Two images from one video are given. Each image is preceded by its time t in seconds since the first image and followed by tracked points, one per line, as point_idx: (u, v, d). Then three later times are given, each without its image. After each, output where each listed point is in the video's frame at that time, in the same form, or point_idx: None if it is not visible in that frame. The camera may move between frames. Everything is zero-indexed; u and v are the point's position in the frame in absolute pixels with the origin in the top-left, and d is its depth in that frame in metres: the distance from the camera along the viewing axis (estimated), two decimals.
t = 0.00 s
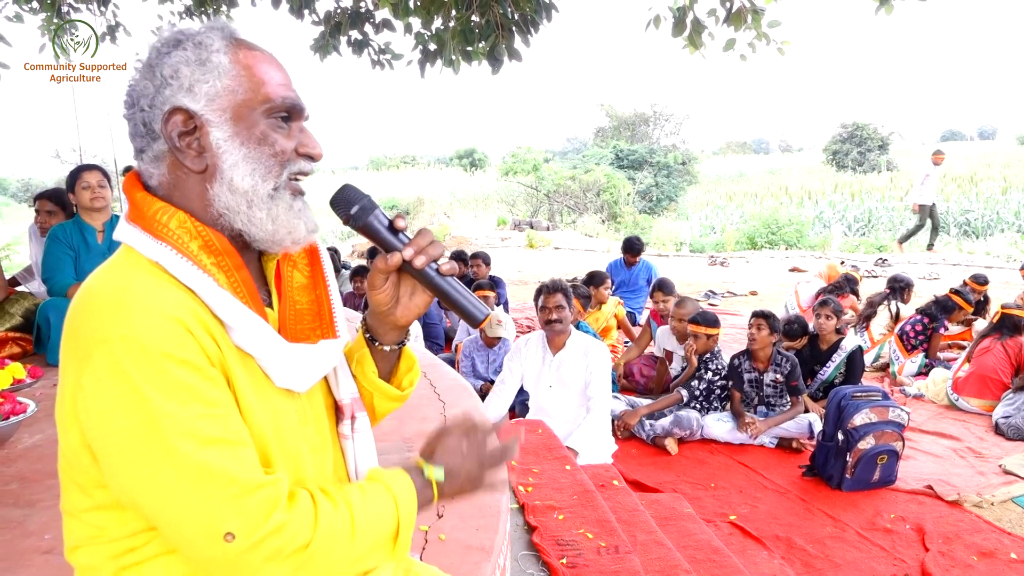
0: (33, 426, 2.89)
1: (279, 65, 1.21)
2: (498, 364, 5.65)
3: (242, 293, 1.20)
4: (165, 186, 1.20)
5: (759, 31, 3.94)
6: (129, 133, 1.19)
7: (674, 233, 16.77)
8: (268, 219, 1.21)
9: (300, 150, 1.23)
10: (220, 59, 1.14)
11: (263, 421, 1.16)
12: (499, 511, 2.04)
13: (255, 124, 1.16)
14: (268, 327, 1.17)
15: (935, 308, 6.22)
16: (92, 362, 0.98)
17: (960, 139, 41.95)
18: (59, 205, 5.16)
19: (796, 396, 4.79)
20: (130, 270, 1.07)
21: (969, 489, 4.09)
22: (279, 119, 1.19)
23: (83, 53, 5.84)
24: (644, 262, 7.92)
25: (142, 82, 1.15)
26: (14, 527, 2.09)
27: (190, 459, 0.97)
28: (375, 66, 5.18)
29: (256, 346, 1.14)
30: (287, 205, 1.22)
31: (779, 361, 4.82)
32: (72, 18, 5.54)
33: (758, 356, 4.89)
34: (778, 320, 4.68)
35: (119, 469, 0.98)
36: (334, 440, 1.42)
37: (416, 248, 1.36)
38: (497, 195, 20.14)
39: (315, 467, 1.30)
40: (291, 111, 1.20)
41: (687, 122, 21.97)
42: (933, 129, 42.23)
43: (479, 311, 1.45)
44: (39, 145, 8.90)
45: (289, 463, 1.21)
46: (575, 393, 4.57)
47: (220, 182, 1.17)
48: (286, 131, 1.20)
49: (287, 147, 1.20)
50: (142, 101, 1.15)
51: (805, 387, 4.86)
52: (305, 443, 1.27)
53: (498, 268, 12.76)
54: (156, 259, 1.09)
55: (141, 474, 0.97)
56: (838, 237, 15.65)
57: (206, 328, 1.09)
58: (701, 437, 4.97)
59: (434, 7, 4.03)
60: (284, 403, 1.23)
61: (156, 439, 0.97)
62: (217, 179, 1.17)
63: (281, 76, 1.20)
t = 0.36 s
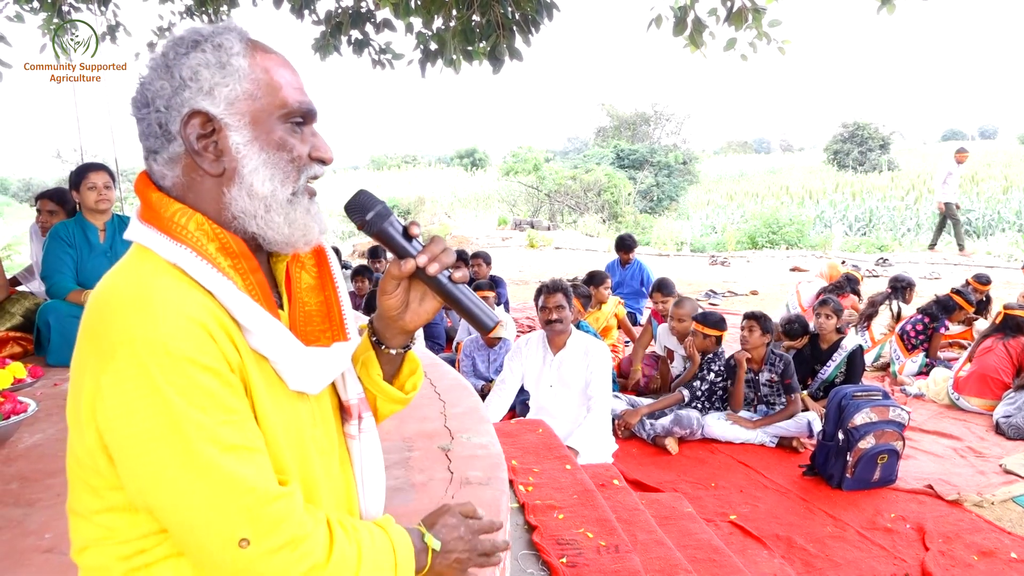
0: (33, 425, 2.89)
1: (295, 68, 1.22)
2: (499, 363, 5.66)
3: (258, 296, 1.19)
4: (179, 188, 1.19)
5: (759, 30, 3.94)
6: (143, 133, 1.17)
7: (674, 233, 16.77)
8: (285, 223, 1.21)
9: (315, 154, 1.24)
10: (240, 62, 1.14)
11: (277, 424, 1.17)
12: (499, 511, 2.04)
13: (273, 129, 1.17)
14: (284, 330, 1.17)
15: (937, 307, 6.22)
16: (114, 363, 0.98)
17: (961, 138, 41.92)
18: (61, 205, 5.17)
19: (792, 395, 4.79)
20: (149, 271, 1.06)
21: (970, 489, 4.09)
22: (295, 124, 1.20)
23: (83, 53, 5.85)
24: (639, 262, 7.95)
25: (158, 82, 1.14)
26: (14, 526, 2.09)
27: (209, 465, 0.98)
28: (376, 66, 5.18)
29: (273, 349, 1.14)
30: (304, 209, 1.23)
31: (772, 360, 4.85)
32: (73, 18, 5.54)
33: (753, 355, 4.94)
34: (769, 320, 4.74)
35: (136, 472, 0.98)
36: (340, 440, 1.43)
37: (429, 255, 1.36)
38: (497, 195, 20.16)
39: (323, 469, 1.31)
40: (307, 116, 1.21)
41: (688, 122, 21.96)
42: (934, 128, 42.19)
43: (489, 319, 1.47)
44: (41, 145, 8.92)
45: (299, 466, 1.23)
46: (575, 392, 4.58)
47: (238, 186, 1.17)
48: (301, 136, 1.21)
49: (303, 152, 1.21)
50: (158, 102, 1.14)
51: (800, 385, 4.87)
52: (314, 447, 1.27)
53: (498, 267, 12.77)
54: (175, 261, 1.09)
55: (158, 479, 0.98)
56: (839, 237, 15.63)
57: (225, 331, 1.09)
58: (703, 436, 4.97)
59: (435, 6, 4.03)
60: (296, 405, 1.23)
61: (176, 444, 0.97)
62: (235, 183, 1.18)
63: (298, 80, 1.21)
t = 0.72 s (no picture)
0: (32, 421, 2.90)
1: (284, 61, 1.20)
2: (498, 361, 5.67)
3: (256, 293, 1.18)
4: (173, 189, 1.20)
5: (760, 29, 3.94)
6: (134, 135, 1.18)
7: (674, 232, 16.77)
8: (278, 222, 1.21)
9: (309, 148, 1.22)
10: (225, 58, 1.13)
11: (276, 423, 1.17)
12: (497, 508, 2.05)
13: (264, 125, 1.16)
14: (282, 328, 1.17)
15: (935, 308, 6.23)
16: (112, 363, 0.97)
17: (961, 138, 41.92)
18: (60, 201, 5.16)
19: (790, 397, 4.77)
20: (146, 270, 1.06)
21: (968, 489, 4.09)
22: (286, 118, 1.19)
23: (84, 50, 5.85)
24: (635, 260, 7.93)
25: (146, 83, 1.14)
26: (13, 522, 2.09)
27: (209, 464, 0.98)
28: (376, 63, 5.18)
29: (271, 347, 1.15)
30: (296, 207, 1.23)
31: (769, 364, 4.83)
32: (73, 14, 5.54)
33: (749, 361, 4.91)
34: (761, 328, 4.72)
35: (134, 471, 0.98)
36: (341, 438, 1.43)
37: (427, 253, 1.35)
38: (497, 192, 20.16)
39: (322, 466, 1.31)
40: (298, 109, 1.20)
41: (688, 121, 21.94)
42: (934, 128, 42.18)
43: (488, 318, 1.46)
44: (41, 140, 8.92)
45: (297, 465, 1.23)
46: (574, 390, 4.57)
47: (230, 185, 1.17)
48: (293, 130, 1.20)
49: (295, 147, 1.20)
50: (146, 104, 1.14)
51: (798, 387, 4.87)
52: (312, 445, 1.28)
53: (498, 265, 12.78)
54: (173, 259, 1.09)
55: (157, 478, 0.98)
56: (838, 236, 15.63)
57: (223, 330, 1.09)
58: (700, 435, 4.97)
59: (436, 4, 4.02)
60: (292, 402, 1.24)
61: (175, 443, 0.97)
62: (227, 182, 1.18)
63: (287, 72, 1.19)
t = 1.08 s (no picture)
0: (32, 421, 2.90)
1: (259, 58, 1.18)
2: (497, 362, 5.68)
3: (231, 295, 1.18)
4: (152, 195, 1.19)
5: (762, 32, 3.95)
6: (113, 142, 1.17)
7: (675, 234, 16.77)
8: (267, 221, 1.21)
9: (292, 148, 1.21)
10: (198, 61, 1.11)
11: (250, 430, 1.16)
12: (497, 509, 2.05)
13: (243, 127, 1.15)
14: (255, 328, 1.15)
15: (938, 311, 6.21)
16: (67, 370, 0.99)
17: (961, 143, 41.93)
18: (62, 200, 5.17)
19: (789, 404, 4.82)
20: (114, 275, 1.07)
21: (967, 493, 4.09)
22: (266, 118, 1.17)
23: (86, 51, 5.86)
24: (637, 260, 7.94)
25: (120, 90, 1.12)
26: (13, 521, 2.10)
27: (147, 475, 0.96)
28: (378, 64, 5.19)
29: (243, 351, 1.12)
30: (285, 205, 1.22)
31: (763, 374, 4.87)
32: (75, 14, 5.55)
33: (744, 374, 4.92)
34: (751, 347, 4.68)
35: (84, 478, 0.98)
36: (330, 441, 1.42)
37: (416, 245, 1.35)
38: (498, 194, 20.18)
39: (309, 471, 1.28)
40: (278, 107, 1.18)
41: (689, 123, 21.95)
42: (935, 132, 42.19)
43: (481, 310, 1.48)
44: (43, 140, 8.94)
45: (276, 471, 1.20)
46: (574, 392, 4.58)
47: (213, 191, 1.17)
48: (274, 130, 1.18)
49: (278, 147, 1.18)
50: (121, 111, 1.13)
51: (796, 392, 4.90)
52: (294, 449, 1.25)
53: (499, 267, 12.79)
54: (140, 264, 1.09)
55: (103, 487, 0.97)
56: (839, 240, 15.65)
57: (185, 338, 1.08)
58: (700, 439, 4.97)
59: (437, 6, 4.03)
60: (273, 404, 1.22)
61: (117, 452, 0.96)
62: (209, 188, 1.17)
63: (264, 69, 1.17)
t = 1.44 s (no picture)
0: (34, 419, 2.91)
1: (241, 64, 1.15)
2: (499, 361, 5.69)
3: (216, 304, 1.18)
4: (141, 203, 1.22)
5: (765, 32, 3.94)
6: (99, 152, 1.19)
7: (677, 234, 16.77)
8: (251, 236, 1.20)
9: (278, 159, 1.20)
10: (174, 75, 1.10)
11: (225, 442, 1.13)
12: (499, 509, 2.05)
13: (222, 143, 1.14)
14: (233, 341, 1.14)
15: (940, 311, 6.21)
16: (38, 381, 1.01)
17: (963, 143, 41.89)
18: (63, 198, 5.17)
19: (791, 403, 4.80)
20: (94, 287, 1.08)
21: (969, 494, 4.09)
22: (248, 132, 1.16)
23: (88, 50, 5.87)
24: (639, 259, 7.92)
25: (100, 103, 1.13)
26: (15, 519, 2.10)
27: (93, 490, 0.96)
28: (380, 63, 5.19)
29: (221, 363, 1.11)
30: (270, 219, 1.20)
31: (766, 373, 4.85)
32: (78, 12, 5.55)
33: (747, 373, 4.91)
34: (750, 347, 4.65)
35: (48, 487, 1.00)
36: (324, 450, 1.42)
37: (402, 251, 1.35)
38: (500, 193, 20.19)
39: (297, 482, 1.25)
40: (262, 119, 1.16)
41: (691, 123, 21.93)
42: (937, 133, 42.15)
43: (471, 316, 1.47)
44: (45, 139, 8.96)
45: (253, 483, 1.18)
46: (576, 392, 4.57)
47: (193, 206, 1.17)
48: (257, 143, 1.17)
49: (260, 161, 1.17)
50: (102, 122, 1.14)
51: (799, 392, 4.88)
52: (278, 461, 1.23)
53: (501, 266, 12.79)
54: (122, 272, 1.10)
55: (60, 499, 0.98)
56: (841, 239, 15.64)
57: (155, 356, 1.07)
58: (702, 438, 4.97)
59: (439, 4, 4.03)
60: (256, 415, 1.20)
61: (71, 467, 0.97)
62: (190, 203, 1.18)
63: (247, 75, 1.15)
